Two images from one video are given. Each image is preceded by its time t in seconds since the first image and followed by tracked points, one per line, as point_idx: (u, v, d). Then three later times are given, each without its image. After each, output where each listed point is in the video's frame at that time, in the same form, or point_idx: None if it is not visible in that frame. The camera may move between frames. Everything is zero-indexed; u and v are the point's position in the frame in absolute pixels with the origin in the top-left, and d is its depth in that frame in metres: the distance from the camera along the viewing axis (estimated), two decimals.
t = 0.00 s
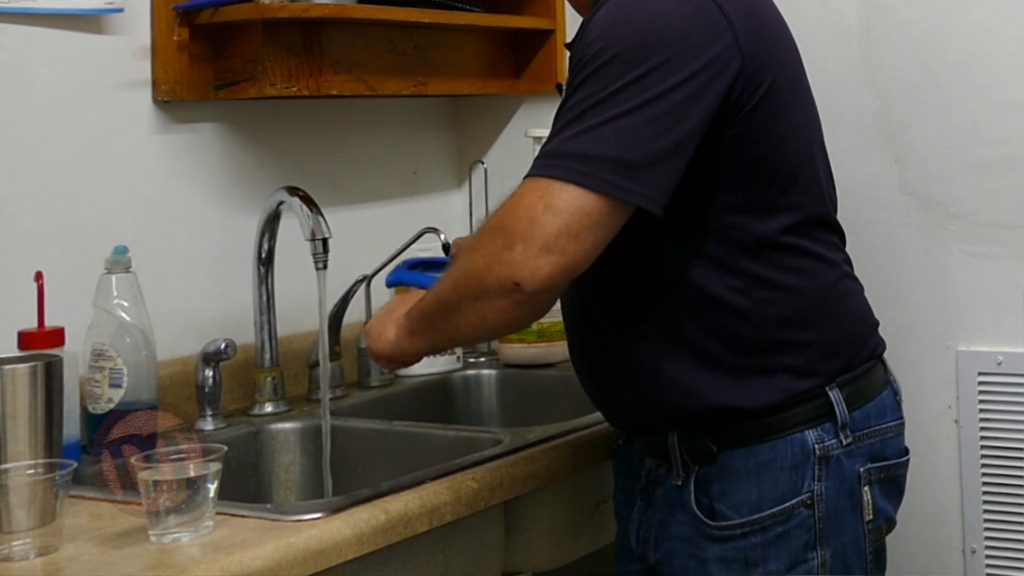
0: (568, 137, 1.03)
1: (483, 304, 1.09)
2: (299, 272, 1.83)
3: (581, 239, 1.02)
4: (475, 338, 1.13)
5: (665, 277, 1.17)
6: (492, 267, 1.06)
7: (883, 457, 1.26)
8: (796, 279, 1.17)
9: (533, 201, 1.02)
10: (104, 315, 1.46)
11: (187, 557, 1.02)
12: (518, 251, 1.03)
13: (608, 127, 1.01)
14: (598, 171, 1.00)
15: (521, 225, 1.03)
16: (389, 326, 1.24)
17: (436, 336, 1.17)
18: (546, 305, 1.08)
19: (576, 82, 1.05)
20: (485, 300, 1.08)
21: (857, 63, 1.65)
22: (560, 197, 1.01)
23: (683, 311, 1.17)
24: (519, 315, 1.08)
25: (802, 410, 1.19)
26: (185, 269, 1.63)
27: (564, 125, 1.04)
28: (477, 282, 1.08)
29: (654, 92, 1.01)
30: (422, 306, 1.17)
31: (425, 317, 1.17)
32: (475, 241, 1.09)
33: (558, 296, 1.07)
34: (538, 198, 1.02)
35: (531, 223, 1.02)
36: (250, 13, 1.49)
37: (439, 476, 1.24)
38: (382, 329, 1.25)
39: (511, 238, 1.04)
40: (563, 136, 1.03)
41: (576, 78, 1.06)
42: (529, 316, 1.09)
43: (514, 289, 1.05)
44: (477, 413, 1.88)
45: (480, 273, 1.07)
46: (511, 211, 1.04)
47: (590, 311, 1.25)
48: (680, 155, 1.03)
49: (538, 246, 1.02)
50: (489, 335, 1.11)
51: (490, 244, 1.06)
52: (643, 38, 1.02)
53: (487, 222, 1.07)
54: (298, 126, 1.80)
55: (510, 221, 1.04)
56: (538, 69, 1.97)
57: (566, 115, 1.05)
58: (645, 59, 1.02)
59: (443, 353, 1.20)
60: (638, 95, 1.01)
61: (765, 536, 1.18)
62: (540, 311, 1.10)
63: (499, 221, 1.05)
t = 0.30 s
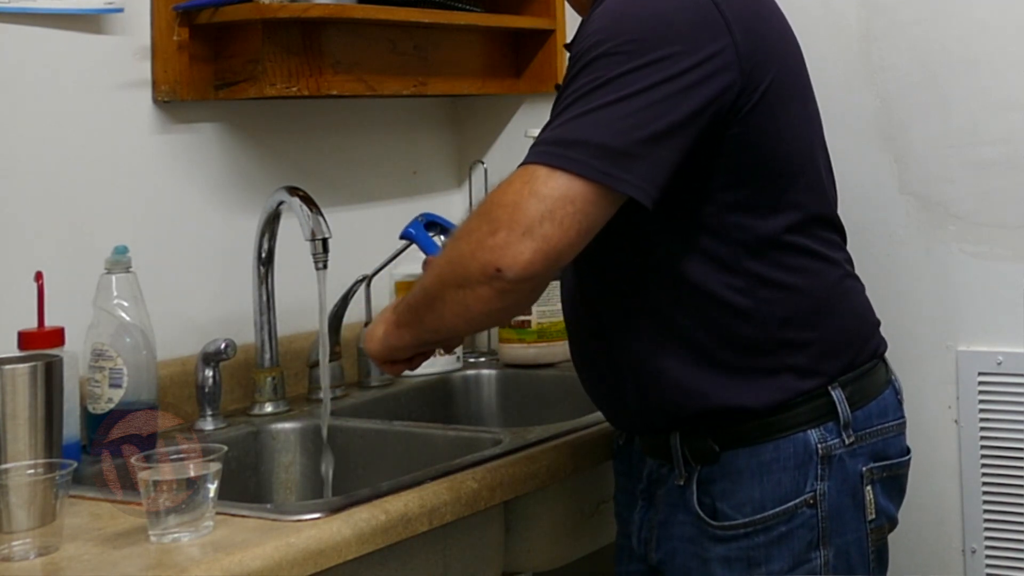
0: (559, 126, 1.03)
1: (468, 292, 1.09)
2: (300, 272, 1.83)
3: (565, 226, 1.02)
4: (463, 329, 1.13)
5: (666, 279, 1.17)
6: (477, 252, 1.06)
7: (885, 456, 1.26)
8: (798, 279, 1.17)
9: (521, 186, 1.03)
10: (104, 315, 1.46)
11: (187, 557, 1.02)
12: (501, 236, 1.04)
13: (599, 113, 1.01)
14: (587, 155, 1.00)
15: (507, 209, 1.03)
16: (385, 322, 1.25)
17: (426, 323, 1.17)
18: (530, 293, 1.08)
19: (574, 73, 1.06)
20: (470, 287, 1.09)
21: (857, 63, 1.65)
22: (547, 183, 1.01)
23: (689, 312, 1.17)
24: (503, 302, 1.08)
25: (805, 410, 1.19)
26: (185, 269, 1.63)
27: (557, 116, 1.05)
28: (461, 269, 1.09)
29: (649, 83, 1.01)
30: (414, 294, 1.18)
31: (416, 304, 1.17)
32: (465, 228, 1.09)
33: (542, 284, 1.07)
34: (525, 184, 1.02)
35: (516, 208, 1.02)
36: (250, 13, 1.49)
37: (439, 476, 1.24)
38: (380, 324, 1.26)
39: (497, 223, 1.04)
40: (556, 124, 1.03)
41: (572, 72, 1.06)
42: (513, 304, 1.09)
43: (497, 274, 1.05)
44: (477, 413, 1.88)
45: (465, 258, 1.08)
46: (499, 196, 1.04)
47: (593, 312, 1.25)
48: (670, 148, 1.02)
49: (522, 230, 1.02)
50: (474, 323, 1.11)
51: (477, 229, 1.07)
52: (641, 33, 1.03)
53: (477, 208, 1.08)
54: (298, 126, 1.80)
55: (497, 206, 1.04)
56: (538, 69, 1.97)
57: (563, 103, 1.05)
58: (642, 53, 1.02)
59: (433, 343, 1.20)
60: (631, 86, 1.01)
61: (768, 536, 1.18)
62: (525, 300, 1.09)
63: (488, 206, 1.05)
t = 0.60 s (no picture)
0: (542, 116, 1.03)
1: (447, 284, 1.09)
2: (300, 272, 1.83)
3: (540, 216, 1.02)
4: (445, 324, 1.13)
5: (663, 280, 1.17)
6: (454, 243, 1.06)
7: (881, 457, 1.26)
8: (794, 279, 1.17)
9: (498, 178, 1.03)
10: (104, 315, 1.46)
11: (187, 557, 1.02)
12: (476, 226, 1.04)
13: (582, 104, 1.01)
14: (568, 145, 1.00)
15: (484, 200, 1.03)
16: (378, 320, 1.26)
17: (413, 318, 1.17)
18: (508, 286, 1.07)
19: (563, 67, 1.06)
20: (448, 279, 1.09)
21: (857, 63, 1.65)
22: (525, 174, 1.01)
23: (686, 313, 1.17)
24: (481, 294, 1.08)
25: (802, 410, 1.19)
26: (185, 269, 1.63)
27: (542, 108, 1.05)
28: (439, 261, 1.09)
29: (633, 77, 1.02)
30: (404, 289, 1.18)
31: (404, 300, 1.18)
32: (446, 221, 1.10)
33: (520, 276, 1.06)
34: (503, 175, 1.03)
35: (493, 198, 1.03)
36: (250, 13, 1.49)
37: (439, 476, 1.24)
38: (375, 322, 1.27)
39: (474, 214, 1.04)
40: (539, 115, 1.04)
41: (561, 67, 1.07)
42: (492, 296, 1.08)
43: (472, 265, 1.05)
44: (477, 413, 1.88)
45: (443, 250, 1.08)
46: (478, 188, 1.05)
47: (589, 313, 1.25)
48: (653, 143, 1.02)
49: (496, 220, 1.02)
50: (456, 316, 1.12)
51: (455, 222, 1.07)
52: (629, 29, 1.04)
53: (459, 202, 1.08)
54: (298, 125, 1.80)
55: (476, 197, 1.04)
56: (538, 69, 1.97)
57: (550, 95, 1.05)
58: (629, 49, 1.03)
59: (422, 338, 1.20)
60: (615, 79, 1.02)
61: (763, 537, 1.18)
62: (504, 293, 1.09)
63: (468, 198, 1.06)
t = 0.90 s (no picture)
0: (553, 141, 1.03)
1: (472, 309, 1.09)
2: (300, 273, 1.83)
3: (567, 242, 1.02)
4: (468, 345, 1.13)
5: (662, 281, 1.17)
6: (479, 273, 1.06)
7: (879, 457, 1.26)
8: (791, 281, 1.17)
9: (520, 206, 1.02)
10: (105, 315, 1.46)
11: (187, 557, 1.02)
12: (503, 255, 1.03)
13: (593, 130, 1.01)
14: (581, 172, 1.00)
15: (508, 228, 1.03)
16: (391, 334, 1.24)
17: (432, 342, 1.17)
18: (535, 309, 1.08)
19: (565, 84, 1.05)
20: (474, 304, 1.08)
21: (857, 63, 1.65)
22: (547, 201, 1.01)
23: (685, 314, 1.16)
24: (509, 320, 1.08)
25: (799, 411, 1.19)
26: (185, 269, 1.63)
27: (550, 130, 1.05)
28: (465, 286, 1.08)
29: (641, 96, 1.01)
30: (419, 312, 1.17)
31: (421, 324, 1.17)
32: (466, 248, 1.09)
33: (547, 300, 1.07)
34: (526, 202, 1.02)
35: (517, 227, 1.02)
36: (250, 13, 1.49)
37: (440, 475, 1.24)
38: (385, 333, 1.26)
39: (498, 243, 1.03)
40: (549, 139, 1.03)
41: (565, 83, 1.06)
42: (519, 321, 1.08)
43: (501, 294, 1.05)
44: (477, 413, 1.88)
45: (468, 279, 1.07)
46: (498, 215, 1.04)
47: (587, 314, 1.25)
48: (665, 158, 1.02)
49: (524, 250, 1.02)
50: (482, 341, 1.11)
51: (477, 250, 1.06)
52: (632, 43, 1.03)
53: (477, 228, 1.07)
54: (298, 125, 1.81)
55: (498, 225, 1.04)
56: (538, 69, 1.97)
57: (556, 115, 1.05)
58: (635, 64, 1.02)
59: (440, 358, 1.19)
60: (625, 99, 1.01)
61: (760, 538, 1.19)
62: (530, 316, 1.09)
63: (488, 226, 1.05)
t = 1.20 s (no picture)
0: (542, 146, 1.03)
1: (448, 319, 1.09)
2: (300, 273, 1.83)
3: (546, 249, 1.03)
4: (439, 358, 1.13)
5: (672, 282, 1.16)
6: (458, 277, 1.07)
7: (883, 456, 1.26)
8: (793, 280, 1.17)
9: (501, 211, 1.03)
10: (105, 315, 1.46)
11: (187, 557, 1.02)
12: (483, 259, 1.04)
13: (582, 137, 1.01)
14: (570, 177, 1.00)
15: (489, 233, 1.04)
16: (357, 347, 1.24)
17: (402, 357, 1.17)
18: (511, 320, 1.08)
19: (556, 90, 1.05)
20: (451, 312, 1.08)
21: (857, 63, 1.65)
22: (528, 207, 1.02)
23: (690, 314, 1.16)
24: (484, 329, 1.08)
25: (803, 410, 1.19)
26: (185, 269, 1.63)
27: (541, 134, 1.05)
28: (443, 294, 1.09)
29: (631, 102, 1.01)
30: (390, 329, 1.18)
31: (391, 340, 1.17)
32: (444, 256, 1.10)
33: (524, 309, 1.07)
34: (506, 207, 1.03)
35: (498, 231, 1.03)
36: (250, 13, 1.49)
37: (440, 476, 1.24)
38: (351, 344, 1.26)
39: (478, 247, 1.05)
40: (539, 144, 1.04)
41: (557, 87, 1.06)
42: (494, 331, 1.09)
43: (479, 298, 1.06)
44: (477, 413, 1.88)
45: (445, 285, 1.08)
46: (479, 221, 1.05)
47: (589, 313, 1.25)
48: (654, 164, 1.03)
49: (504, 254, 1.03)
50: (455, 353, 1.12)
51: (456, 256, 1.07)
52: (621, 51, 1.02)
53: (456, 236, 1.08)
54: (298, 125, 1.80)
55: (478, 231, 1.05)
56: (538, 69, 1.97)
57: (547, 120, 1.05)
58: (627, 70, 1.02)
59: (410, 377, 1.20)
60: (615, 104, 1.01)
61: (765, 537, 1.19)
62: (505, 328, 1.10)
63: (468, 232, 1.06)
